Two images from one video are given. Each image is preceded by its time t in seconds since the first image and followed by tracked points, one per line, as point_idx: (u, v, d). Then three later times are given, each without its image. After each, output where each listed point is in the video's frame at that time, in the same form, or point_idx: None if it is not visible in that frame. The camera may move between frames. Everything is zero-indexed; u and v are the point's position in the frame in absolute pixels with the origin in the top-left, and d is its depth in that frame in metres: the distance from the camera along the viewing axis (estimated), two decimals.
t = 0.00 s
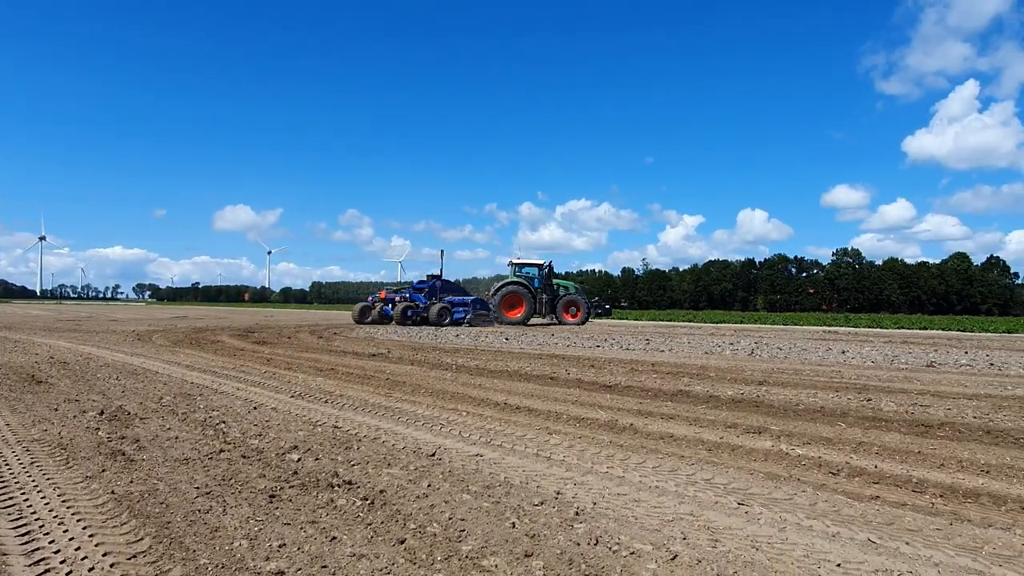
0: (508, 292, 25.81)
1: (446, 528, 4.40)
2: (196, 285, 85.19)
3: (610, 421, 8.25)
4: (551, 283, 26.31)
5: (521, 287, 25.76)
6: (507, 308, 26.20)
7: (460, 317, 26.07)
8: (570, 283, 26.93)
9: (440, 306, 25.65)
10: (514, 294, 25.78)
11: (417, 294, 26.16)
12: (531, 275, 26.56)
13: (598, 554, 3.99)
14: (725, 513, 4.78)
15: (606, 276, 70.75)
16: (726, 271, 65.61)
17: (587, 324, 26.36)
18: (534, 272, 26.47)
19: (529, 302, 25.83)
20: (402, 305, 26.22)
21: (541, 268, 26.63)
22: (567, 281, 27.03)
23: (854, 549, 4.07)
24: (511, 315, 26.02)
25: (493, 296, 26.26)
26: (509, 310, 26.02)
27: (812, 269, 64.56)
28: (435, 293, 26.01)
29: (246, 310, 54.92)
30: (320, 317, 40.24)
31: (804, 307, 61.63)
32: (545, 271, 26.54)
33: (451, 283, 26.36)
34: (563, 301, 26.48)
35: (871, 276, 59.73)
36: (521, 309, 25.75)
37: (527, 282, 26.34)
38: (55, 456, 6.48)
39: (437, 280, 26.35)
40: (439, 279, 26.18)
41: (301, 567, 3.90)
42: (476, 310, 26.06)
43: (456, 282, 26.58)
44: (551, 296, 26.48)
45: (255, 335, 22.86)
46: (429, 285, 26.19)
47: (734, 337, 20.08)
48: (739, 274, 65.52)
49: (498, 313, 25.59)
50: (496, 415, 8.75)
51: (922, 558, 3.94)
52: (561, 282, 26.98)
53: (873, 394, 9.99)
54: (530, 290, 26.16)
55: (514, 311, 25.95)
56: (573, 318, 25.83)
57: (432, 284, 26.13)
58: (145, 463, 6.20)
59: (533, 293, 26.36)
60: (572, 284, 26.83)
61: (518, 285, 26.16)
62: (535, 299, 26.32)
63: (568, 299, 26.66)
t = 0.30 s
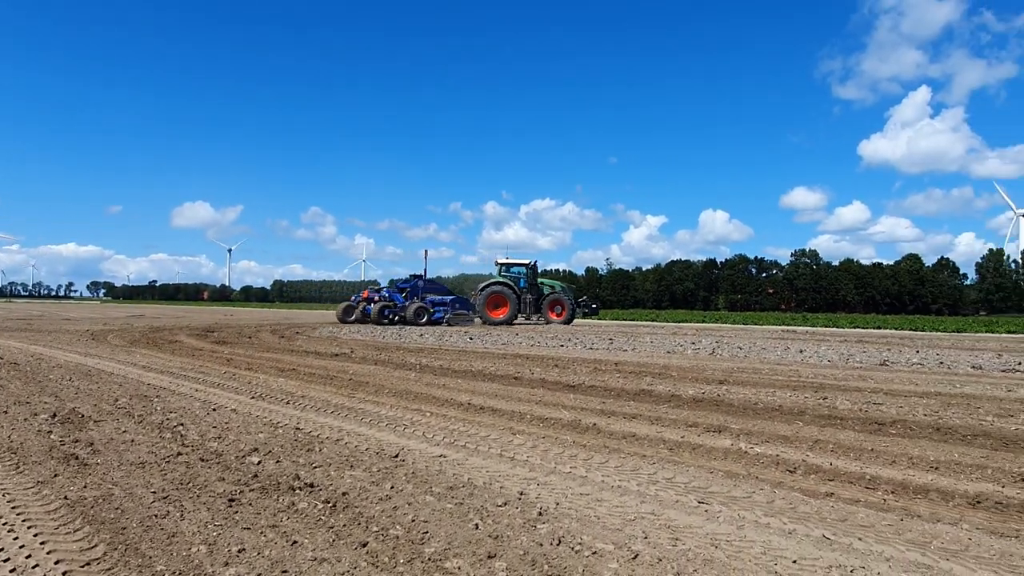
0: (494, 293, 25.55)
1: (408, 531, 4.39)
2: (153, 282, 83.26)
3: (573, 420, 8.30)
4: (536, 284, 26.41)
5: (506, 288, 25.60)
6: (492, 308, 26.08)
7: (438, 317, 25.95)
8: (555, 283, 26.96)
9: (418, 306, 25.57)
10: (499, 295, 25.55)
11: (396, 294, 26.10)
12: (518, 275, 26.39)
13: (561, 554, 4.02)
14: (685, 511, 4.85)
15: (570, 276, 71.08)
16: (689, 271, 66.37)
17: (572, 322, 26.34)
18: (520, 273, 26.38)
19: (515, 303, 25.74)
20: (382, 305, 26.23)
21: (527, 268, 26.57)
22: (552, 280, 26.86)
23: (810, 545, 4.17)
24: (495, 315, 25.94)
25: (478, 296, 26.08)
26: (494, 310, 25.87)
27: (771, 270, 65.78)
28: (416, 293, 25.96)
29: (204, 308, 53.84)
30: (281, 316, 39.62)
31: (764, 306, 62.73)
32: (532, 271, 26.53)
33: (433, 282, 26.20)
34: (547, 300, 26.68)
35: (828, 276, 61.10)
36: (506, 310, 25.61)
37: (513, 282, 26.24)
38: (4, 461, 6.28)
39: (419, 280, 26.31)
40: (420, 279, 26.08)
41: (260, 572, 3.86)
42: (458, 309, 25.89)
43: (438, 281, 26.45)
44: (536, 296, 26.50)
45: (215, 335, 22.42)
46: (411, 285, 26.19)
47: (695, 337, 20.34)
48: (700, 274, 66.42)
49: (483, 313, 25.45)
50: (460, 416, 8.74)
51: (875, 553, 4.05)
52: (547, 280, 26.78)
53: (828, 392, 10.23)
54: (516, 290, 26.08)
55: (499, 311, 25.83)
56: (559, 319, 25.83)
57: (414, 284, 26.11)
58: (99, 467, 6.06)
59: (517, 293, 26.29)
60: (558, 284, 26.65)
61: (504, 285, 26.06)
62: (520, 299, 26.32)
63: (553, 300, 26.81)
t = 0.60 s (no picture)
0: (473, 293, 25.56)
1: (365, 532, 4.36)
2: (103, 281, 81.05)
3: (531, 419, 8.34)
4: (517, 284, 26.08)
5: (485, 288, 25.54)
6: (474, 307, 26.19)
7: (412, 317, 25.74)
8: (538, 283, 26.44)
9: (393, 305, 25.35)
10: (478, 295, 25.55)
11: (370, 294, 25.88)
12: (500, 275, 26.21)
13: (518, 552, 4.04)
14: (641, 508, 4.92)
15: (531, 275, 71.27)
16: (648, 271, 67.14)
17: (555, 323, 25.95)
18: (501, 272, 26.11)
19: (494, 303, 25.65)
20: (356, 305, 26.02)
21: (510, 268, 26.23)
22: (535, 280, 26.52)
23: (761, 539, 4.27)
24: (476, 315, 26.04)
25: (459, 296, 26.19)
26: (475, 309, 25.92)
27: (728, 270, 66.93)
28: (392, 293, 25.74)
29: (157, 309, 52.52)
30: (238, 316, 38.83)
31: (721, 305, 63.76)
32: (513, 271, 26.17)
33: (410, 283, 25.97)
34: (528, 300, 26.11)
35: (783, 276, 62.43)
36: (486, 310, 25.57)
37: (495, 282, 26.04)
38: None
39: (397, 280, 26.08)
40: (397, 279, 25.85)
41: None
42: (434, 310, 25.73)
43: (416, 281, 26.22)
44: (518, 296, 26.30)
45: (168, 336, 21.90)
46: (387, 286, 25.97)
47: (654, 336, 20.57)
48: (659, 274, 67.20)
49: (462, 313, 25.59)
50: (419, 415, 8.71)
51: (823, 546, 4.17)
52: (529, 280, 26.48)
53: (782, 390, 10.47)
54: (496, 290, 25.85)
55: (479, 311, 25.75)
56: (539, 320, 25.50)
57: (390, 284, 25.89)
58: (45, 471, 5.87)
59: (499, 294, 26.01)
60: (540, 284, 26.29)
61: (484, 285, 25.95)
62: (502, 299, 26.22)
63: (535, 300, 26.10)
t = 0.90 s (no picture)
0: (467, 292, 25.45)
1: (333, 531, 4.35)
2: (68, 281, 79.41)
3: (503, 418, 8.36)
4: (512, 284, 25.69)
5: (479, 287, 25.37)
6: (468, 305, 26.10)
7: (401, 317, 25.60)
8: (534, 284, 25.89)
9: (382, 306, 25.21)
10: (473, 294, 25.41)
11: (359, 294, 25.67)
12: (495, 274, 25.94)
13: (486, 550, 4.06)
14: (609, 505, 4.97)
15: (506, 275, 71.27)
16: (621, 271, 67.52)
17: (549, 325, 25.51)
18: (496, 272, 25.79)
19: (488, 302, 25.43)
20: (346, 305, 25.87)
21: (506, 269, 25.89)
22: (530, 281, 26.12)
23: (725, 534, 4.34)
24: (470, 314, 25.84)
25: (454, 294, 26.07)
26: (469, 309, 25.75)
27: (701, 270, 67.55)
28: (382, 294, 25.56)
29: (124, 309, 51.58)
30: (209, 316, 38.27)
31: (693, 306, 64.33)
32: (509, 271, 25.80)
33: (402, 282, 25.75)
34: (524, 301, 25.59)
35: (754, 276, 63.23)
36: (480, 310, 25.41)
37: (490, 282, 25.78)
38: None
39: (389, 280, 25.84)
40: (387, 279, 25.60)
41: None
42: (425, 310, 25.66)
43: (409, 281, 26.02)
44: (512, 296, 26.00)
45: (135, 336, 21.55)
46: (378, 286, 25.75)
47: (627, 336, 20.69)
48: (632, 275, 67.43)
49: (457, 312, 25.61)
50: (390, 415, 8.68)
51: (785, 540, 4.25)
52: (525, 280, 26.10)
53: (750, 388, 10.61)
54: (490, 289, 25.53)
55: (472, 310, 25.56)
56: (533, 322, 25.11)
57: (380, 284, 25.66)
58: (5, 474, 5.76)
59: (494, 294, 25.69)
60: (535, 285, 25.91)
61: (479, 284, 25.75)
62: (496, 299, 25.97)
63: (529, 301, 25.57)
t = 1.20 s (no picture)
0: (466, 292, 25.22)
1: (309, 531, 4.34)
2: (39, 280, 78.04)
3: (480, 418, 8.37)
4: (511, 284, 25.18)
5: (478, 287, 25.08)
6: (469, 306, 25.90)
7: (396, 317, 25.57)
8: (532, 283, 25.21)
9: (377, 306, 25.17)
10: (471, 294, 25.16)
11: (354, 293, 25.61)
12: (494, 274, 25.54)
13: (462, 548, 4.07)
14: (586, 503, 5.01)
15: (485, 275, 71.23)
16: (600, 271, 67.76)
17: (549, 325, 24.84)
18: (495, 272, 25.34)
19: (487, 303, 25.09)
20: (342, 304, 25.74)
21: (506, 269, 25.40)
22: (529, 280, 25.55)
23: (699, 531, 4.39)
24: (469, 315, 25.56)
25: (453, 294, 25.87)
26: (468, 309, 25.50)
27: (679, 270, 67.99)
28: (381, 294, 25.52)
29: (97, 309, 50.75)
30: (184, 316, 37.85)
31: (672, 306, 64.71)
32: (508, 271, 25.29)
33: (400, 283, 25.72)
34: (522, 301, 25.00)
35: (731, 276, 63.80)
36: (478, 310, 25.12)
37: (490, 282, 25.39)
38: None
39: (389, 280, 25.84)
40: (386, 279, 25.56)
41: None
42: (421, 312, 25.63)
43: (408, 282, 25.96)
44: (512, 296, 25.56)
45: (108, 336, 21.24)
46: (376, 286, 25.71)
47: (606, 336, 20.78)
48: (611, 275, 67.04)
49: (456, 313, 25.46)
50: (368, 415, 8.64)
51: (757, 536, 4.31)
52: (524, 279, 25.51)
53: (726, 387, 10.72)
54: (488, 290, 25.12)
55: (470, 310, 25.28)
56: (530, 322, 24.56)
57: (380, 285, 25.63)
58: None
59: (493, 294, 25.26)
60: (534, 285, 25.29)
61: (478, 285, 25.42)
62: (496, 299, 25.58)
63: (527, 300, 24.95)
